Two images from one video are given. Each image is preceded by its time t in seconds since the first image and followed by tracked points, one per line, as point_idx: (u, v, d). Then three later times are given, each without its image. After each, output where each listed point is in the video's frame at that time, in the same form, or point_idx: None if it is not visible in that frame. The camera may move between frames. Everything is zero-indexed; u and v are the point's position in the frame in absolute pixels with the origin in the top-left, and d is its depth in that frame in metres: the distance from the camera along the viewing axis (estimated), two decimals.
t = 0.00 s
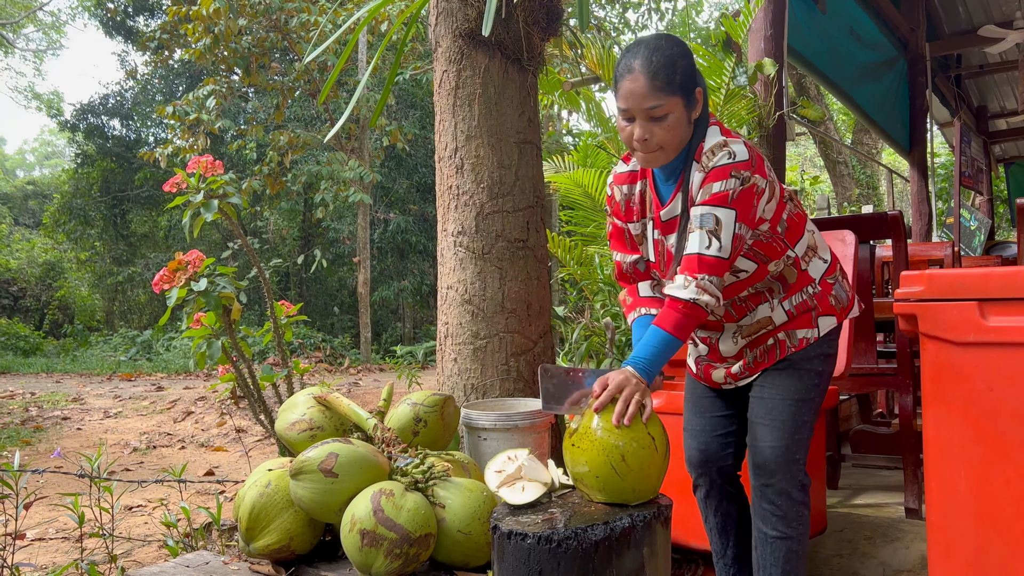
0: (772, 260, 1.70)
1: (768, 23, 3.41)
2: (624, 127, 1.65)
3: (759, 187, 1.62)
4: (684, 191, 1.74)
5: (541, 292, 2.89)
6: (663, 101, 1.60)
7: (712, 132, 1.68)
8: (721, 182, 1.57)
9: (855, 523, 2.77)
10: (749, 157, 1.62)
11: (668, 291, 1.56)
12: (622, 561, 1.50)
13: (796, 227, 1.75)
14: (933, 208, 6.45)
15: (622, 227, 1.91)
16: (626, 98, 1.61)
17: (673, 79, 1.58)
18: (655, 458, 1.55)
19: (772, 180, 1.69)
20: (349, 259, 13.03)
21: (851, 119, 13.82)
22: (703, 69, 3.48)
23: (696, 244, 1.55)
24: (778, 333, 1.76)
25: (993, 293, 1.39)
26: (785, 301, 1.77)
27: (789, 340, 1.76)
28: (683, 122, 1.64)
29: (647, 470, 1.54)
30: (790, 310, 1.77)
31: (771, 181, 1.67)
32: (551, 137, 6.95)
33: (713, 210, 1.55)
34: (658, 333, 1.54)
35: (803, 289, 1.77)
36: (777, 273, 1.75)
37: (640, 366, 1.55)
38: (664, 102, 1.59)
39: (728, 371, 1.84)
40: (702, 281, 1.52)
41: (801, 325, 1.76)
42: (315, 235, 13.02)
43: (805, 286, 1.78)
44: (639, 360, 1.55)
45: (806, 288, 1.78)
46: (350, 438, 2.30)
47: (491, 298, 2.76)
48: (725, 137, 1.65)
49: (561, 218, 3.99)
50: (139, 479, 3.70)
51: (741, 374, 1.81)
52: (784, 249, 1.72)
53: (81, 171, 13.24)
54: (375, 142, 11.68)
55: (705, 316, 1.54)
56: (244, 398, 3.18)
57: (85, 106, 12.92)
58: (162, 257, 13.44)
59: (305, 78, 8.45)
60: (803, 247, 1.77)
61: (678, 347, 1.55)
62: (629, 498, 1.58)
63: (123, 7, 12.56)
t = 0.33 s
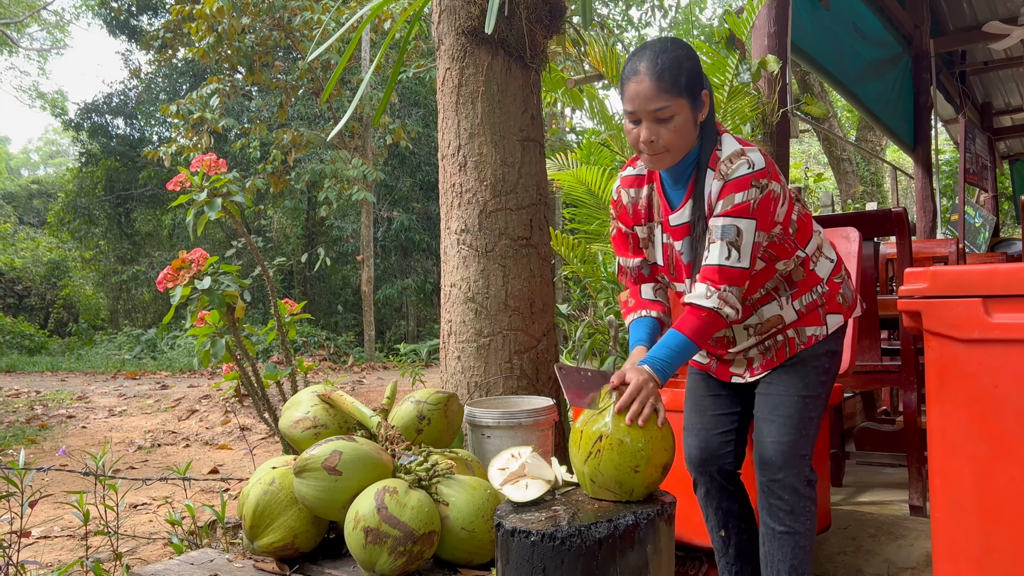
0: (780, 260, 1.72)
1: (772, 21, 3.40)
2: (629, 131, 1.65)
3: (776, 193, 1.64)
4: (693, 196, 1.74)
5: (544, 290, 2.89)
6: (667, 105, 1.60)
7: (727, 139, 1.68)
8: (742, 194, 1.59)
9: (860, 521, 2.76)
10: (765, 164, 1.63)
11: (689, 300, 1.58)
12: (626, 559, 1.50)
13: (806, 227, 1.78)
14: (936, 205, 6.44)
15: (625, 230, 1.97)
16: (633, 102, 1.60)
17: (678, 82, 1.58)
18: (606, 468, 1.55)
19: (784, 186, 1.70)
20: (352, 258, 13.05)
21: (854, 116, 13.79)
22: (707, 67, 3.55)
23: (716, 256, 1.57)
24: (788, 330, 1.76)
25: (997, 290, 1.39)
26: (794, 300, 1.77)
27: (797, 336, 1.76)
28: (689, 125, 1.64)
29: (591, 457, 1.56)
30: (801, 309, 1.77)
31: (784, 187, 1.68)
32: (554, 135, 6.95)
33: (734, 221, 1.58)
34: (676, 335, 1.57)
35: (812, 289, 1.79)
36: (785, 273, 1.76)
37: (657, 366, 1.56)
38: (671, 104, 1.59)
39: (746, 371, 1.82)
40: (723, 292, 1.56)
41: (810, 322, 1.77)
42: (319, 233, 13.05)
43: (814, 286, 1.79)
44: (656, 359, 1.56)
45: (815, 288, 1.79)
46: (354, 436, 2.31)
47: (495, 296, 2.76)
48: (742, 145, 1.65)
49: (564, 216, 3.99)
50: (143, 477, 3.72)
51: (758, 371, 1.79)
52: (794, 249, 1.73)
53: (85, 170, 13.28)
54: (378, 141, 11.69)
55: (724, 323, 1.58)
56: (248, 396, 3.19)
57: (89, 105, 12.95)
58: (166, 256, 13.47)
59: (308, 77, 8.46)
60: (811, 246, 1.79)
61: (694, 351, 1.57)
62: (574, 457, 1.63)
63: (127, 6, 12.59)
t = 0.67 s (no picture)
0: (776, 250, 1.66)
1: (773, 15, 3.41)
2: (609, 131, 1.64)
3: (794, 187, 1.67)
4: (690, 193, 1.72)
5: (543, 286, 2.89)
6: (643, 100, 1.58)
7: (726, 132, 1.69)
8: (766, 195, 1.62)
9: (861, 517, 2.76)
10: (773, 157, 1.65)
11: (751, 297, 1.62)
12: (626, 555, 1.49)
13: (799, 211, 1.67)
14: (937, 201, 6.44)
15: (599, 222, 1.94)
16: (604, 103, 1.58)
17: (646, 75, 1.55)
18: (601, 464, 1.55)
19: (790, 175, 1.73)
20: (353, 254, 13.05)
21: (855, 112, 13.78)
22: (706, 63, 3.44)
23: (764, 261, 1.62)
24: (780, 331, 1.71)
25: (998, 285, 1.39)
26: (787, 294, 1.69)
27: (789, 336, 1.72)
28: (668, 117, 1.62)
29: (586, 453, 1.56)
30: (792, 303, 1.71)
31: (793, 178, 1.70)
32: (554, 130, 6.94)
33: (771, 227, 1.61)
34: (740, 333, 1.60)
35: (805, 281, 1.71)
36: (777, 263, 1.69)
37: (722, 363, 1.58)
38: (642, 100, 1.57)
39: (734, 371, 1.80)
40: (777, 293, 1.62)
41: (801, 320, 1.72)
42: (319, 230, 13.05)
43: (808, 277, 1.71)
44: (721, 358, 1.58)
45: (808, 280, 1.72)
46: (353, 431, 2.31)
47: (495, 292, 2.76)
48: (747, 139, 1.66)
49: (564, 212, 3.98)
50: (142, 472, 3.73)
51: (747, 373, 1.77)
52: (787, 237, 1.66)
53: (85, 166, 13.27)
54: (378, 137, 11.67)
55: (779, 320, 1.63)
56: (248, 392, 3.19)
57: (88, 101, 12.93)
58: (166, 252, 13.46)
59: (308, 72, 8.45)
60: (805, 234, 1.70)
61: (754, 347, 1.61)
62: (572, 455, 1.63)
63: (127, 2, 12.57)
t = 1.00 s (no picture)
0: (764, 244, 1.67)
1: (775, 16, 3.36)
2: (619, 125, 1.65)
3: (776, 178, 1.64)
4: (686, 184, 1.76)
5: (544, 287, 2.89)
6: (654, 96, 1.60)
7: (716, 126, 1.69)
8: (739, 175, 1.60)
9: (861, 518, 2.76)
10: (759, 150, 1.65)
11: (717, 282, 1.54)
12: (627, 556, 1.49)
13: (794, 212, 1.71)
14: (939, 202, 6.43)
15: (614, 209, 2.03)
16: (617, 97, 1.60)
17: (660, 70, 1.57)
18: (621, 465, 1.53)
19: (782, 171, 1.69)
20: (354, 254, 13.05)
21: (856, 113, 13.77)
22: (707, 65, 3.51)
23: (735, 235, 1.56)
24: (779, 332, 1.74)
25: (1000, 288, 1.40)
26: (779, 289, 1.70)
27: (789, 338, 1.74)
28: (678, 112, 1.64)
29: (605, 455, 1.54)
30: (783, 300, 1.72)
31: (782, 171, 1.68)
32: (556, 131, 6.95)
33: (739, 200, 1.58)
34: (701, 324, 1.53)
35: (794, 276, 1.72)
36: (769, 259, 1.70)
37: (670, 359, 1.55)
38: (655, 96, 1.59)
39: (734, 372, 1.83)
40: (743, 267, 1.51)
41: (799, 321, 1.74)
42: (320, 230, 13.07)
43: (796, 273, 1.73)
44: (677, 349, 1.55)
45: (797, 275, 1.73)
46: (355, 432, 2.32)
47: (496, 293, 2.76)
48: (730, 133, 1.67)
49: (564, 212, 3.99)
50: (144, 473, 3.74)
51: (748, 373, 1.80)
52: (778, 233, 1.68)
53: (87, 166, 13.29)
54: (380, 138, 11.67)
55: (761, 314, 1.52)
56: (249, 393, 3.19)
57: (90, 101, 12.96)
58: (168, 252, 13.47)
59: (310, 73, 8.45)
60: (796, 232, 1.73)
61: (724, 341, 1.54)
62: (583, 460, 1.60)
63: (129, 2, 12.58)
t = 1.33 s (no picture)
0: (807, 241, 1.68)
1: (778, 14, 3.33)
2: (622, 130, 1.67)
3: (794, 158, 1.58)
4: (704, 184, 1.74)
5: (549, 285, 2.89)
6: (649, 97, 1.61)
7: (727, 116, 1.66)
8: (755, 161, 1.55)
9: (868, 517, 2.75)
10: (776, 130, 1.59)
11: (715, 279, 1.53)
12: (631, 554, 1.50)
13: (834, 208, 1.72)
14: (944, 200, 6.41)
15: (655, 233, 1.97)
16: (616, 101, 1.62)
17: (650, 71, 1.58)
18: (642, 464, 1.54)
19: (805, 152, 1.65)
20: (358, 254, 13.05)
21: (861, 110, 13.73)
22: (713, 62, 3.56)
23: (742, 227, 1.53)
24: (819, 335, 1.73)
25: (1004, 284, 1.40)
26: (822, 289, 1.72)
27: (829, 342, 1.72)
28: (675, 111, 1.63)
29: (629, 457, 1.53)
30: (826, 301, 1.72)
31: (803, 152, 1.63)
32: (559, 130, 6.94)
33: (751, 190, 1.54)
34: (707, 320, 1.51)
35: (839, 278, 1.73)
36: (811, 259, 1.71)
37: (688, 359, 1.51)
38: (648, 96, 1.60)
39: (772, 375, 1.81)
40: (747, 264, 1.50)
41: (842, 324, 1.72)
42: (325, 230, 13.09)
43: (843, 275, 1.74)
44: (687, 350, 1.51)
45: (843, 278, 1.74)
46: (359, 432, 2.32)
47: (500, 292, 2.76)
48: (745, 116, 1.63)
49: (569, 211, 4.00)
50: (149, 472, 3.74)
51: (786, 377, 1.78)
52: (821, 231, 1.69)
53: (91, 167, 13.34)
54: (384, 137, 11.69)
55: (759, 303, 1.51)
56: (254, 392, 3.19)
57: (95, 102, 13.02)
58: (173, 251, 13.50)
59: (313, 73, 8.46)
60: (838, 233, 1.73)
61: (731, 335, 1.52)
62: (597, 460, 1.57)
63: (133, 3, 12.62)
